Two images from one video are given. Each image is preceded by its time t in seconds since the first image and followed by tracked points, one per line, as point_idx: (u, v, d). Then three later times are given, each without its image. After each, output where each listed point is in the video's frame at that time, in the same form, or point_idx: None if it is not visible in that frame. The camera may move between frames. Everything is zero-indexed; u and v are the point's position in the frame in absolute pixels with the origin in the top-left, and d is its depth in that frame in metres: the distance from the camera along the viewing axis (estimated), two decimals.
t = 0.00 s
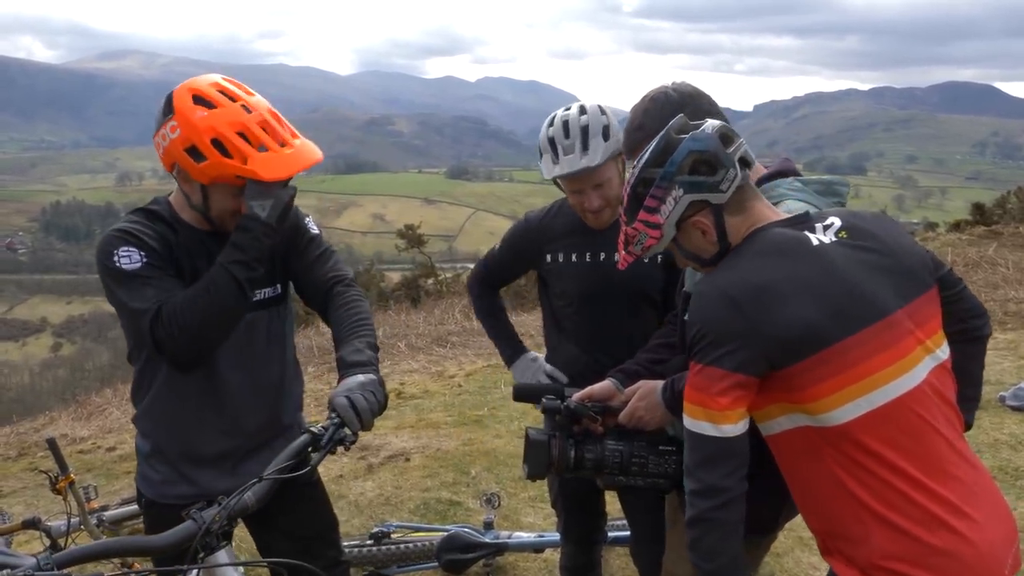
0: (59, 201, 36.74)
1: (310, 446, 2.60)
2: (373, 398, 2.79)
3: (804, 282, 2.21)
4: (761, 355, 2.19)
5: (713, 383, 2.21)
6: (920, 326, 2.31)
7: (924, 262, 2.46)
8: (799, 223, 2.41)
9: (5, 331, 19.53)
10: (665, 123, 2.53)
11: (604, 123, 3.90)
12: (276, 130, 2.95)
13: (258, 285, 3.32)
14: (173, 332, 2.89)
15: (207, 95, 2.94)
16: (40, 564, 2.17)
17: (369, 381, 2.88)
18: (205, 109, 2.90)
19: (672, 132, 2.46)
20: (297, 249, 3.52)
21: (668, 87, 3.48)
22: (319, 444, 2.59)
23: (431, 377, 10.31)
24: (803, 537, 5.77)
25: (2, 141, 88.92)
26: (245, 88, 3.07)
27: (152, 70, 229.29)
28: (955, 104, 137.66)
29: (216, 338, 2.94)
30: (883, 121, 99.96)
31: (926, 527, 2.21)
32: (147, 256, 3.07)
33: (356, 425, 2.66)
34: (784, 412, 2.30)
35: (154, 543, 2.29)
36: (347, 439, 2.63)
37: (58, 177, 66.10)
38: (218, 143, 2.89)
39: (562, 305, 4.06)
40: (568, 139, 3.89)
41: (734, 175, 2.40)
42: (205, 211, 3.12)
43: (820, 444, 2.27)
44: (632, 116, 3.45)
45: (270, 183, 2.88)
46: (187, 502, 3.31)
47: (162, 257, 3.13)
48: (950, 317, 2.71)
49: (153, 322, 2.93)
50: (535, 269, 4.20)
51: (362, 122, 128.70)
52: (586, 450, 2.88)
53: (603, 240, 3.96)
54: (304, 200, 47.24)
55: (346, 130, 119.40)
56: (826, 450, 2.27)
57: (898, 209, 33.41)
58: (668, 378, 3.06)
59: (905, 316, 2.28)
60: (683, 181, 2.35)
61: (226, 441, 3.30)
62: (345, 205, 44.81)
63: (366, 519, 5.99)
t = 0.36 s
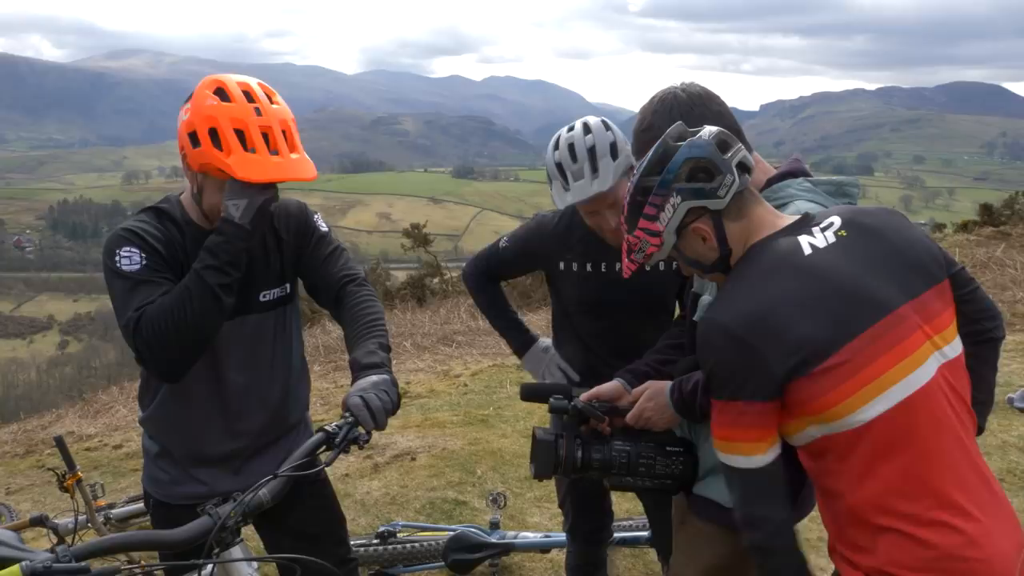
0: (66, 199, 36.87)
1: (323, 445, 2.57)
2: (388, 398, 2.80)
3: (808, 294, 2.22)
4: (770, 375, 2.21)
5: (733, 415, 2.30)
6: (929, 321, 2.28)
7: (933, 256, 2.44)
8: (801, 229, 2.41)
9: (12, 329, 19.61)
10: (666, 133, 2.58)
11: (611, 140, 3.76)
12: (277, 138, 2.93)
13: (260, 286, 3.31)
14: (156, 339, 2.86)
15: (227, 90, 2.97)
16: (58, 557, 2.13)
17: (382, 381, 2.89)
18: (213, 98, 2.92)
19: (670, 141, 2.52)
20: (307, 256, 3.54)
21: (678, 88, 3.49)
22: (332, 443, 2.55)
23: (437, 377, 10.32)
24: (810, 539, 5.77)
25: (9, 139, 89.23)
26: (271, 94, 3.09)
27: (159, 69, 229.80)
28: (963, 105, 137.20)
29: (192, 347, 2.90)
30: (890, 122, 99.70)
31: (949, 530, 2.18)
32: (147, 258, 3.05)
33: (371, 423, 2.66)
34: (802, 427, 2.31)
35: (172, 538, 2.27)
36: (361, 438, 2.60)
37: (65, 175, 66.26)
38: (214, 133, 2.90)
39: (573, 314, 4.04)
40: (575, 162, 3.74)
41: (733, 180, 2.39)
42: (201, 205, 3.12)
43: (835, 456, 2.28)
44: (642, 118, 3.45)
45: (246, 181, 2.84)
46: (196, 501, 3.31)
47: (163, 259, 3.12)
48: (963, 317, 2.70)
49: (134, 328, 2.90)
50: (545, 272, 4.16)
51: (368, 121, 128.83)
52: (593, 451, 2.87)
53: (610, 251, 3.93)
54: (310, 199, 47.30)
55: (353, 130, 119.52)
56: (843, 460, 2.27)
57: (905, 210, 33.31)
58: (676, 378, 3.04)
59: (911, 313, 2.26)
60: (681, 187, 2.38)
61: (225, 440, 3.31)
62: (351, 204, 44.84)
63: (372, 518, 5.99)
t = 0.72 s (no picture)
0: (70, 198, 36.98)
1: (331, 442, 2.56)
2: (395, 395, 2.80)
3: (815, 293, 2.22)
4: (777, 374, 2.22)
5: (739, 417, 2.29)
6: (937, 315, 2.27)
7: (940, 253, 2.42)
8: (804, 227, 2.40)
9: (16, 327, 19.65)
10: (667, 133, 2.55)
11: (617, 165, 3.38)
12: (262, 143, 2.91)
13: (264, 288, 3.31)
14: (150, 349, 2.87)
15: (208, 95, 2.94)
16: (68, 550, 2.16)
17: (390, 378, 2.90)
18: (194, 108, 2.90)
19: (670, 142, 2.49)
20: (312, 254, 3.54)
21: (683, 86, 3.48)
22: (340, 440, 2.55)
23: (440, 375, 10.32)
24: (814, 537, 5.76)
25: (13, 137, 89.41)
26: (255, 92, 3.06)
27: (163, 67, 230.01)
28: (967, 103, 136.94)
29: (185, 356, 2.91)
30: (894, 120, 99.52)
31: (957, 527, 2.18)
32: (146, 264, 3.06)
33: (379, 421, 2.65)
34: (812, 425, 2.31)
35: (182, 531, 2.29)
36: (368, 435, 2.60)
37: (69, 173, 66.37)
38: (199, 144, 2.89)
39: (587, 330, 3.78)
40: (580, 195, 3.40)
41: (735, 179, 2.37)
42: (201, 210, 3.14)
43: (843, 453, 2.28)
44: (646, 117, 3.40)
45: (229, 194, 2.83)
46: (195, 496, 3.31)
47: (160, 264, 3.12)
48: (969, 315, 2.69)
49: (129, 339, 2.92)
50: (557, 290, 3.84)
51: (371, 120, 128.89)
52: (597, 449, 2.86)
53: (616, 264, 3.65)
54: (313, 198, 47.34)
55: (356, 128, 119.55)
56: (851, 457, 2.27)
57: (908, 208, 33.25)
58: (681, 375, 3.02)
59: (919, 308, 2.25)
60: (683, 187, 2.36)
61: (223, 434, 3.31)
62: (355, 202, 44.87)
63: (375, 516, 6.00)
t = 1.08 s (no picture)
0: (67, 194, 36.92)
1: (336, 435, 2.55)
2: (398, 390, 2.80)
3: (815, 292, 2.22)
4: (778, 375, 2.22)
5: (742, 416, 2.29)
6: (936, 311, 2.28)
7: (937, 247, 2.42)
8: (801, 226, 2.39)
9: (14, 324, 19.65)
10: (662, 135, 2.53)
11: (615, 184, 3.37)
12: (246, 118, 2.98)
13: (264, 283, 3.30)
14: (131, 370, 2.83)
15: (190, 77, 3.01)
16: (74, 539, 2.15)
17: (394, 374, 2.89)
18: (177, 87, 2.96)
19: (665, 145, 2.47)
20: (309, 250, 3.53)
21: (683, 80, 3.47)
22: (344, 434, 2.54)
23: (439, 371, 10.33)
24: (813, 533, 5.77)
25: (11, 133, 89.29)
26: (238, 73, 3.13)
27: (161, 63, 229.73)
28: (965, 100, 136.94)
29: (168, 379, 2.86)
30: (892, 117, 99.54)
31: (959, 524, 2.18)
32: (134, 272, 3.01)
33: (383, 416, 2.65)
34: (813, 423, 2.31)
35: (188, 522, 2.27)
36: (372, 429, 2.60)
37: (68, 169, 66.29)
38: (183, 121, 2.94)
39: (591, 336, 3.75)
40: (580, 216, 3.39)
41: (730, 182, 2.36)
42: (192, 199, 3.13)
43: (844, 451, 2.28)
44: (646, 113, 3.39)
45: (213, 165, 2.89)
46: (199, 489, 3.33)
47: (150, 272, 3.07)
48: (966, 310, 2.70)
49: (111, 354, 2.88)
50: (560, 295, 3.79)
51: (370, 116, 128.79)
52: (596, 445, 2.87)
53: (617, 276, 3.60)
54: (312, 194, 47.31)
55: (354, 124, 119.45)
56: (853, 455, 2.27)
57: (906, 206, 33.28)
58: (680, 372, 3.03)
59: (918, 304, 2.25)
60: (679, 191, 2.35)
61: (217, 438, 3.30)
62: (353, 199, 44.85)
63: (374, 512, 6.00)
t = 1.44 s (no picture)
0: (61, 189, 36.74)
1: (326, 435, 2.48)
2: (390, 386, 2.76)
3: (818, 283, 2.19)
4: (781, 369, 2.19)
5: (748, 412, 2.26)
6: (941, 302, 2.24)
7: (940, 236, 2.39)
8: (802, 218, 2.35)
9: (8, 320, 19.54)
10: (661, 126, 2.48)
11: (607, 192, 3.19)
12: (250, 99, 2.95)
13: (252, 275, 3.29)
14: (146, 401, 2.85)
15: (188, 62, 2.96)
16: (59, 543, 2.11)
17: (385, 372, 2.83)
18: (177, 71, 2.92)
19: (664, 134, 2.42)
20: (296, 241, 3.44)
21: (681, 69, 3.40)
22: (335, 433, 2.47)
23: (434, 365, 10.28)
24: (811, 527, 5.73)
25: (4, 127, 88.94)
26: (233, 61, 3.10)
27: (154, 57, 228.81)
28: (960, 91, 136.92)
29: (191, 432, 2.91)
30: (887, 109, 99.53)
31: (966, 517, 2.16)
32: (127, 278, 2.97)
33: (376, 414, 2.60)
34: (817, 417, 2.28)
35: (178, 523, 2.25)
36: (363, 428, 2.52)
37: (61, 164, 66.01)
38: (184, 104, 2.90)
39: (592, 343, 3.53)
40: (572, 224, 3.23)
41: (730, 173, 2.31)
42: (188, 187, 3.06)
43: (848, 445, 2.25)
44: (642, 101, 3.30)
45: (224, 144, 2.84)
46: (198, 484, 3.29)
47: (145, 277, 3.02)
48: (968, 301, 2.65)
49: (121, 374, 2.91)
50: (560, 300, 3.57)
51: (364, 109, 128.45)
52: (593, 441, 2.83)
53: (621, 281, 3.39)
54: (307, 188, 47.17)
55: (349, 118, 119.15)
56: (857, 450, 2.24)
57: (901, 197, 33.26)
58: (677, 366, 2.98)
59: (923, 295, 2.22)
60: (678, 182, 2.30)
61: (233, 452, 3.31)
62: (348, 192, 44.75)
63: (369, 508, 5.96)
